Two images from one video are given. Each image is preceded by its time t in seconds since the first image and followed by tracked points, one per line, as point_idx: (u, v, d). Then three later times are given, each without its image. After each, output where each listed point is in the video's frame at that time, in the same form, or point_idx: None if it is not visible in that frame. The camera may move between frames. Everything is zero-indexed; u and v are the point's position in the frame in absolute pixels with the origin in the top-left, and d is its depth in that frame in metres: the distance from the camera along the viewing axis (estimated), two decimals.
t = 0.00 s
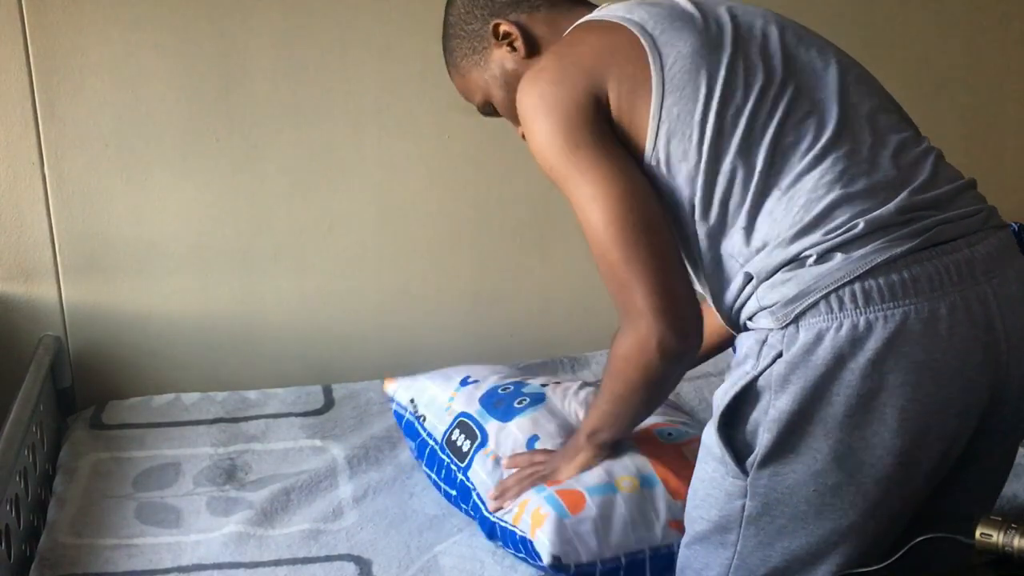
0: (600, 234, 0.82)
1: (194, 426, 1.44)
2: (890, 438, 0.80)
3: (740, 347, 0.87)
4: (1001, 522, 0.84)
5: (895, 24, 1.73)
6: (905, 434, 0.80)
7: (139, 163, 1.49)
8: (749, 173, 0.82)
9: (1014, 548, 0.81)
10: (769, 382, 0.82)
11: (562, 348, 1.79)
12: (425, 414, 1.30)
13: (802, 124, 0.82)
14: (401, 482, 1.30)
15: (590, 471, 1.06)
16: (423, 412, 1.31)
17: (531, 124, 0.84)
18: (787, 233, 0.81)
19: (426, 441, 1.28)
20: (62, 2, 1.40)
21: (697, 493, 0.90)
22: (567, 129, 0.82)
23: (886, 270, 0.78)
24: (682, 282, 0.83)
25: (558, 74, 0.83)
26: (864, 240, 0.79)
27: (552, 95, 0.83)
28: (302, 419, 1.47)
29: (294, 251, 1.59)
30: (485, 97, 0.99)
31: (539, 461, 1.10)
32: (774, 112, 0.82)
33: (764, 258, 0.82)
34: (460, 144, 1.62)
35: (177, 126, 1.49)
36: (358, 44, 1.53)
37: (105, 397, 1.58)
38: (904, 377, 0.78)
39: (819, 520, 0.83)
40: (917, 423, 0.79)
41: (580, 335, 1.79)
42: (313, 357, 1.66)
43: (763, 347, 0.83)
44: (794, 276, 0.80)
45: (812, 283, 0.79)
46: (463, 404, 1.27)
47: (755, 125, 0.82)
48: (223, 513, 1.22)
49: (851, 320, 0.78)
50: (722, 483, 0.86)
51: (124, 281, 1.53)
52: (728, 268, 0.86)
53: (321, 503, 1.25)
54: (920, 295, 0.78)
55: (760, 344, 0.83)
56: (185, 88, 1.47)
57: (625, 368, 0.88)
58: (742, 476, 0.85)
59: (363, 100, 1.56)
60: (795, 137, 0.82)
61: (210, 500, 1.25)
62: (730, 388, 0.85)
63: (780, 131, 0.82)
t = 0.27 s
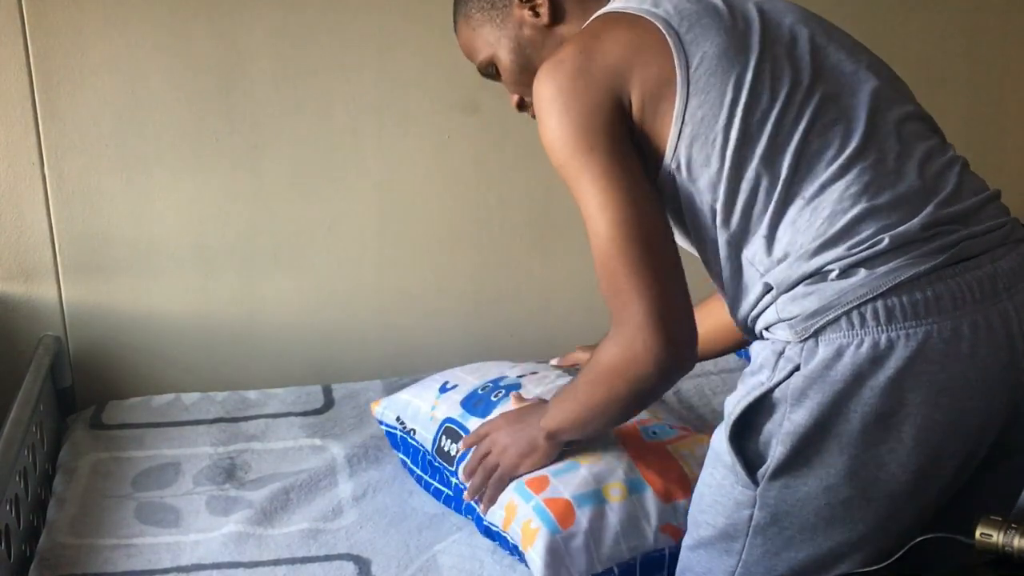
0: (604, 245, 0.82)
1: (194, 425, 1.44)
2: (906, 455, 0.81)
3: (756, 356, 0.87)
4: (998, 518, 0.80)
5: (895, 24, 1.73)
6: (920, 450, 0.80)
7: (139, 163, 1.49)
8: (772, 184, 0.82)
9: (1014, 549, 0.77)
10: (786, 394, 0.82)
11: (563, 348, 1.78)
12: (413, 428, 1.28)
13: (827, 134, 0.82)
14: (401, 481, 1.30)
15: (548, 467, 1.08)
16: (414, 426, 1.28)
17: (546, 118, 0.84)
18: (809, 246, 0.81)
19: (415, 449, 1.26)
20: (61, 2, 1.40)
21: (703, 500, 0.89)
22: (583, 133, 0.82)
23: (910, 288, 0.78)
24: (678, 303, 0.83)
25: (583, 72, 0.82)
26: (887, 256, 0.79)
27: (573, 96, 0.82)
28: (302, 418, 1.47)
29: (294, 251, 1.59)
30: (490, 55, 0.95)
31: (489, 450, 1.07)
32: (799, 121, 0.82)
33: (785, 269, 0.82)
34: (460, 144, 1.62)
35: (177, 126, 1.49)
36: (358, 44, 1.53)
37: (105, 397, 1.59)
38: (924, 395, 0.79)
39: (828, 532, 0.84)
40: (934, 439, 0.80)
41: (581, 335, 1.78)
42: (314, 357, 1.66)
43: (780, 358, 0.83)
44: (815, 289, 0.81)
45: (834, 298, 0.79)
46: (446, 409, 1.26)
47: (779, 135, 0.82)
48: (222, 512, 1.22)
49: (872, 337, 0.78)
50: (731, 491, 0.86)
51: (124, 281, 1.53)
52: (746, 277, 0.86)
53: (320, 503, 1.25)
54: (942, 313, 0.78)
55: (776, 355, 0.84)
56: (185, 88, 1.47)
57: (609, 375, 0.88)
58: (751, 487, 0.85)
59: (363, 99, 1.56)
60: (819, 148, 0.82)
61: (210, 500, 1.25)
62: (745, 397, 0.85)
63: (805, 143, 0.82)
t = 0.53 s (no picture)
0: (626, 266, 0.82)
1: (194, 425, 1.44)
2: (956, 458, 0.80)
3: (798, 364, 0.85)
4: (999, 518, 0.78)
5: (896, 24, 1.73)
6: (968, 454, 0.80)
7: (139, 163, 1.49)
8: (816, 191, 0.79)
9: (1014, 549, 0.76)
10: (833, 401, 0.81)
11: (564, 348, 1.78)
12: (402, 444, 1.27)
13: (863, 139, 0.80)
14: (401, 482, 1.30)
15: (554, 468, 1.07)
16: (403, 442, 1.27)
17: (572, 128, 0.79)
18: (855, 255, 0.79)
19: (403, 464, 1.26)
20: (61, 2, 1.40)
21: (738, 507, 0.88)
22: (617, 149, 0.78)
23: (957, 296, 0.78)
24: (695, 316, 0.84)
25: (620, 82, 0.77)
26: (934, 264, 0.78)
27: (611, 109, 0.77)
28: (302, 419, 1.47)
29: (294, 251, 1.59)
30: (485, 18, 0.85)
31: (495, 464, 1.09)
32: (838, 125, 0.79)
33: (830, 278, 0.81)
34: (461, 144, 1.62)
35: (177, 126, 1.49)
36: (359, 43, 1.53)
37: (105, 397, 1.59)
38: (973, 402, 0.79)
39: (874, 535, 0.83)
40: (982, 443, 0.80)
41: (582, 335, 1.78)
42: (313, 356, 1.66)
43: (825, 367, 0.82)
44: (862, 299, 0.80)
45: (883, 307, 0.78)
46: (433, 423, 1.26)
47: (820, 140, 0.79)
48: (223, 513, 1.23)
49: (923, 346, 0.78)
50: (770, 497, 0.84)
51: (124, 281, 1.53)
52: (782, 284, 0.84)
53: (320, 503, 1.25)
54: (989, 320, 0.78)
55: (821, 363, 0.82)
56: (185, 87, 1.47)
57: (622, 387, 0.90)
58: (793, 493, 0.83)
59: (363, 99, 1.56)
60: (860, 153, 0.80)
61: (210, 500, 1.25)
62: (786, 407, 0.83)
63: (845, 148, 0.80)
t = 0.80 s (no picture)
0: (667, 313, 0.87)
1: (194, 425, 1.44)
2: None
3: (948, 399, 0.85)
4: (1000, 520, 0.74)
5: (896, 24, 1.73)
6: None
7: (139, 163, 1.49)
8: (954, 226, 0.83)
9: (1015, 549, 0.71)
10: (1016, 431, 0.81)
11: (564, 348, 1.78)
12: (402, 440, 1.27)
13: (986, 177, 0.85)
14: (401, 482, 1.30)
15: (541, 462, 1.09)
16: (404, 439, 1.27)
17: (660, 176, 0.82)
18: (1009, 286, 0.82)
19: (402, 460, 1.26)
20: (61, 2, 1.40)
21: (899, 547, 0.85)
22: (701, 195, 0.82)
23: None
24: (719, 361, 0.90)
25: (714, 132, 0.81)
26: None
27: (696, 156, 0.81)
28: (302, 418, 1.47)
29: (293, 251, 1.59)
30: (554, 61, 0.89)
31: (484, 444, 1.14)
32: (961, 165, 0.84)
33: (982, 310, 0.83)
34: (461, 144, 1.62)
35: (177, 126, 1.49)
36: (358, 43, 1.53)
37: (105, 397, 1.59)
38: None
39: None
40: None
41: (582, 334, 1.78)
42: (313, 356, 1.66)
43: (994, 398, 0.82)
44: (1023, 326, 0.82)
45: None
46: (433, 423, 1.24)
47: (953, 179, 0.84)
48: (223, 513, 1.23)
49: None
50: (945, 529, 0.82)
51: (124, 281, 1.53)
52: (927, 322, 0.86)
53: (320, 503, 1.25)
54: None
55: (988, 395, 0.82)
56: (185, 87, 1.47)
57: (629, 418, 0.98)
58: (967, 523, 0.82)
59: (363, 99, 1.56)
60: (988, 189, 0.85)
61: (210, 500, 1.25)
62: (960, 442, 0.82)
63: (972, 186, 0.84)
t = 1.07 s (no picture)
0: (734, 321, 0.89)
1: (194, 426, 1.44)
2: None
3: None
4: (1000, 520, 0.75)
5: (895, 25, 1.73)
6: None
7: (139, 163, 1.49)
8: None
9: (1015, 550, 0.72)
10: None
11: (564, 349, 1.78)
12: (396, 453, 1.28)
13: None
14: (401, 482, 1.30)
15: (548, 467, 1.10)
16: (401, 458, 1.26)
17: (763, 184, 0.83)
18: None
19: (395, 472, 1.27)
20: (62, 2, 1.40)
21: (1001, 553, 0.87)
22: (803, 212, 0.82)
23: None
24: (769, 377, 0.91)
25: (819, 151, 0.81)
26: None
27: (797, 174, 0.82)
28: (302, 419, 1.47)
29: (294, 251, 1.59)
30: (644, 64, 0.86)
31: (432, 441, 1.24)
32: None
33: None
34: (462, 145, 1.62)
35: (177, 126, 1.49)
36: (358, 43, 1.53)
37: (105, 397, 1.59)
38: None
39: None
40: None
41: (582, 335, 1.78)
42: (313, 356, 1.66)
43: None
44: None
45: None
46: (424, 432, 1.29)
47: None
48: (223, 513, 1.23)
49: None
50: None
51: (124, 281, 1.53)
52: None
53: (321, 503, 1.25)
54: None
55: None
56: (185, 87, 1.47)
57: (675, 415, 0.99)
58: None
59: (363, 99, 1.56)
60: None
61: (210, 500, 1.25)
62: None
63: None
